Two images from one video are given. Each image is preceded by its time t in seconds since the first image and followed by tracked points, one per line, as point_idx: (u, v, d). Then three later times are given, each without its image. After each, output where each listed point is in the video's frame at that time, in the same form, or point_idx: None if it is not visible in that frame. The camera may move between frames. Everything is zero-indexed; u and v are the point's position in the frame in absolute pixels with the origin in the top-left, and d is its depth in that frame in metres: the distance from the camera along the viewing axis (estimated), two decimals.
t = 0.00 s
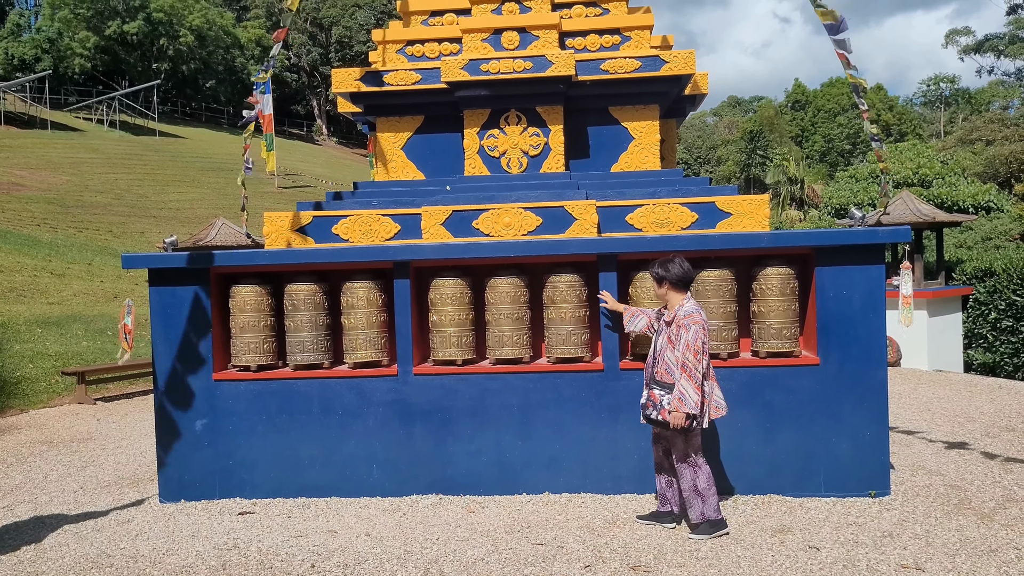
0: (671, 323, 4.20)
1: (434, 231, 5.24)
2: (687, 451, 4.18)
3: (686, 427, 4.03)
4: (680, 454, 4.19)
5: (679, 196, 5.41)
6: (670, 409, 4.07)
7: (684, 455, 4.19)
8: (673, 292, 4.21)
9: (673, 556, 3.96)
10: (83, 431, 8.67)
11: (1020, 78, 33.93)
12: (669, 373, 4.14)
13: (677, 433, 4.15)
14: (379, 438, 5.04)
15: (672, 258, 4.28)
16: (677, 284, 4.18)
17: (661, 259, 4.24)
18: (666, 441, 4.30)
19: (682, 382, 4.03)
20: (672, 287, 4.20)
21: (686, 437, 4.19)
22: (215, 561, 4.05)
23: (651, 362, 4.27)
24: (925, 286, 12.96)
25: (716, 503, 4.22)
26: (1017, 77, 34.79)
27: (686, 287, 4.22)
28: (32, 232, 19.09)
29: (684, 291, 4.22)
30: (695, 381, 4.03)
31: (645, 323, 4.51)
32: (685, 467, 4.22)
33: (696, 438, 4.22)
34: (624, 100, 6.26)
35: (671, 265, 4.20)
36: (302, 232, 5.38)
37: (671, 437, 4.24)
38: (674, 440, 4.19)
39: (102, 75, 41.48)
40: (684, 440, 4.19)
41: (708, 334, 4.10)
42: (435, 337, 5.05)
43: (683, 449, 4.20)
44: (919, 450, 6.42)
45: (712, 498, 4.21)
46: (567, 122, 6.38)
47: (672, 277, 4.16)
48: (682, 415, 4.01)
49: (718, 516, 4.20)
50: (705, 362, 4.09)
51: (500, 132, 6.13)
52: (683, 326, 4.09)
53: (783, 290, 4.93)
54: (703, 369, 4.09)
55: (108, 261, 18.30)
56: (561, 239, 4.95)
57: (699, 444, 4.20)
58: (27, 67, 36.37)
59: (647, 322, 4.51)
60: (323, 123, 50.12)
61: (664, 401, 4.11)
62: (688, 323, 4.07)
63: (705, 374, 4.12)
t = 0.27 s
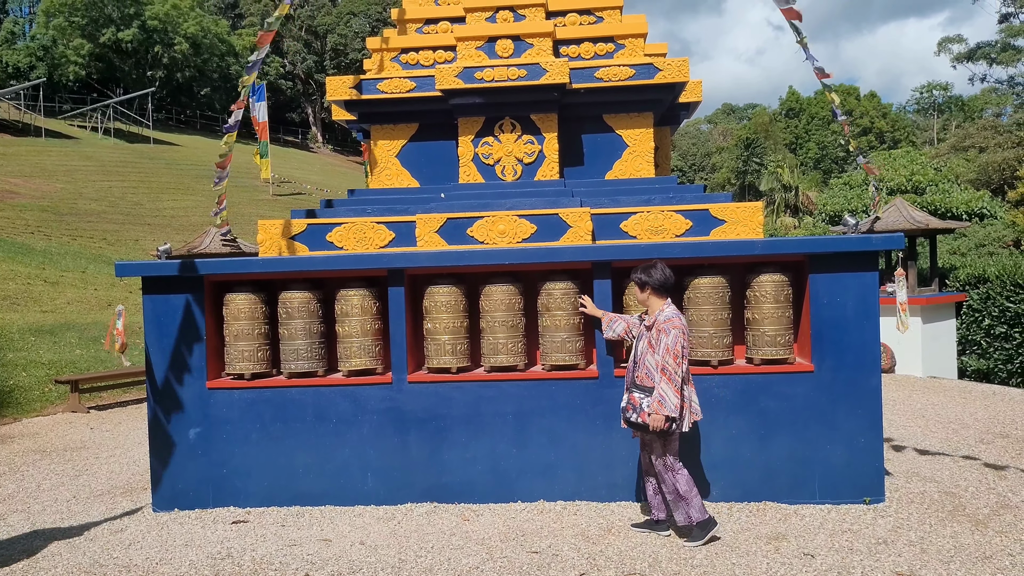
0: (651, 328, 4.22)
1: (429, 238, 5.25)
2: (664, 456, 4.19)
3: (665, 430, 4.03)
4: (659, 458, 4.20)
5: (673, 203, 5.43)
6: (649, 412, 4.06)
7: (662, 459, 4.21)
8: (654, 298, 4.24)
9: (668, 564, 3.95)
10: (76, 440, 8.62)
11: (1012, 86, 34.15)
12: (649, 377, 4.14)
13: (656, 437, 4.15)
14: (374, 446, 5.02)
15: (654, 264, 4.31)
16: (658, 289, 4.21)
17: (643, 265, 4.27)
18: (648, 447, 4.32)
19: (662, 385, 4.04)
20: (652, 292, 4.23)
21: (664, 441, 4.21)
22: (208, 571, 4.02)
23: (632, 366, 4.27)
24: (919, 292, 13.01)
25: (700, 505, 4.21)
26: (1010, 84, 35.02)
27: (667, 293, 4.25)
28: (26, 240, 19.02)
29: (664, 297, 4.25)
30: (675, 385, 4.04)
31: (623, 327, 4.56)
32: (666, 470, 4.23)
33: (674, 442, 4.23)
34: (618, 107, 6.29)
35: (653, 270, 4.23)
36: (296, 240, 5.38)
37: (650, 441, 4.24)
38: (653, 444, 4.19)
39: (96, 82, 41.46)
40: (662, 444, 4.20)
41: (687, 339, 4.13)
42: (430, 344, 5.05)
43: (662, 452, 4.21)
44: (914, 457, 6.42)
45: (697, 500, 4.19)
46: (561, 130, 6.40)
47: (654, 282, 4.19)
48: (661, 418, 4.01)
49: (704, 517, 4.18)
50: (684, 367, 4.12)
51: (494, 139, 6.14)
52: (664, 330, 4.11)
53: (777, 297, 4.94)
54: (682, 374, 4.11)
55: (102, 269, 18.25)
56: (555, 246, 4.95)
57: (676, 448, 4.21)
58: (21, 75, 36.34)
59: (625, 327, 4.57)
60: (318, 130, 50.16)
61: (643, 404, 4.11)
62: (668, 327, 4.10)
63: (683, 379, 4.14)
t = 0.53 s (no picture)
0: (643, 333, 4.23)
1: (430, 245, 5.26)
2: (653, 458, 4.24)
3: (656, 434, 4.07)
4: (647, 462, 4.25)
5: (673, 210, 5.44)
6: (641, 417, 4.10)
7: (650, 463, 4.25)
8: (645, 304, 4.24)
9: (670, 572, 3.94)
10: (77, 447, 8.61)
11: (1012, 92, 34.22)
12: (641, 383, 4.17)
13: (647, 441, 4.19)
14: (375, 453, 5.02)
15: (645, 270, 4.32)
16: (650, 295, 4.21)
17: (634, 271, 4.28)
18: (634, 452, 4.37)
19: (654, 391, 4.06)
20: (644, 298, 4.24)
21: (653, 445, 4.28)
22: None
23: (624, 371, 4.30)
24: (920, 299, 13.00)
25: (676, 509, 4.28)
26: (1010, 90, 35.08)
27: (659, 298, 4.26)
28: (27, 247, 19.05)
29: (656, 303, 4.26)
30: (667, 390, 4.06)
31: (615, 337, 4.62)
32: (650, 474, 4.27)
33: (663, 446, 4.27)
34: (618, 115, 6.31)
35: (645, 277, 4.24)
36: (298, 247, 5.41)
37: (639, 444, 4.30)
38: (643, 448, 4.24)
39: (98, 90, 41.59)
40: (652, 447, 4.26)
41: (679, 345, 4.14)
42: (431, 351, 5.06)
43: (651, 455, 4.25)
44: (915, 463, 6.42)
45: (673, 505, 4.27)
46: (562, 137, 6.42)
47: (646, 289, 4.20)
48: (652, 422, 4.04)
49: (680, 521, 4.25)
50: (676, 372, 4.13)
51: (495, 146, 6.17)
52: (655, 336, 4.12)
53: (778, 304, 4.94)
54: (674, 379, 4.12)
55: (103, 276, 18.27)
56: (556, 253, 4.97)
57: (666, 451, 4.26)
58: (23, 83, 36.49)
59: (618, 336, 4.63)
60: (319, 137, 50.29)
61: (635, 409, 4.15)
62: (659, 333, 4.11)
63: (675, 384, 4.15)
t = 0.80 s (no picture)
0: (639, 339, 4.23)
1: (434, 251, 5.27)
2: (651, 464, 4.23)
3: (654, 440, 4.06)
4: (642, 469, 4.24)
5: (678, 215, 5.45)
6: (638, 423, 4.09)
7: (643, 470, 4.24)
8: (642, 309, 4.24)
9: None
10: (82, 453, 8.63)
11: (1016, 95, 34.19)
12: (638, 389, 4.16)
13: (644, 447, 4.18)
14: (380, 459, 5.03)
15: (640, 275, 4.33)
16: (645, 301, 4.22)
17: (630, 277, 4.28)
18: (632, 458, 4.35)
19: (652, 396, 4.05)
20: (640, 304, 4.24)
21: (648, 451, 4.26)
22: None
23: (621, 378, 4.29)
24: (924, 303, 12.97)
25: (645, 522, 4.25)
26: (1013, 94, 35.04)
27: (654, 304, 4.26)
28: (32, 253, 19.13)
29: (652, 309, 4.27)
30: (664, 396, 4.06)
31: (613, 344, 4.59)
32: (641, 481, 4.26)
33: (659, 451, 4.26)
34: (622, 120, 6.32)
35: (639, 283, 4.24)
36: (302, 253, 5.42)
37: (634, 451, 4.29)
38: (639, 453, 4.23)
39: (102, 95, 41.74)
40: (649, 453, 4.25)
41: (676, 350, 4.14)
42: (435, 356, 5.06)
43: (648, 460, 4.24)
44: (920, 469, 6.40)
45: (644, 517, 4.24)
46: (565, 142, 6.44)
47: (642, 294, 4.20)
48: (650, 428, 4.03)
49: (641, 535, 4.23)
50: (673, 378, 4.12)
51: (499, 152, 6.18)
52: (650, 342, 4.12)
53: (782, 309, 4.94)
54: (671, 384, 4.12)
55: (108, 281, 18.34)
56: (560, 259, 4.97)
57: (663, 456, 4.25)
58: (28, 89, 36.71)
59: (616, 344, 4.60)
60: (322, 143, 50.41)
61: (632, 414, 4.14)
62: (655, 339, 4.11)
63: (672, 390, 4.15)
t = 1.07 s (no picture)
0: (633, 351, 4.25)
1: (438, 260, 5.29)
2: (641, 475, 4.22)
3: (641, 451, 4.04)
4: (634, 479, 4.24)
5: (681, 224, 5.45)
6: (626, 433, 4.09)
7: (636, 481, 4.23)
8: (635, 320, 4.27)
9: None
10: (87, 462, 8.64)
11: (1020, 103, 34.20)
12: (628, 400, 4.17)
13: (634, 459, 4.17)
14: (383, 468, 5.02)
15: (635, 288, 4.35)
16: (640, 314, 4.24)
17: (624, 287, 4.31)
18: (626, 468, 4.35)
19: (639, 408, 4.05)
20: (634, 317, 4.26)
21: (641, 463, 4.25)
22: None
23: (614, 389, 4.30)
24: (929, 312, 12.94)
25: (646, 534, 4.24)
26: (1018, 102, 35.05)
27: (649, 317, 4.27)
28: (37, 262, 19.23)
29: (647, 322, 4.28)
30: (652, 408, 4.04)
31: (612, 355, 4.57)
32: (634, 492, 4.25)
33: (652, 463, 4.25)
34: (625, 129, 6.34)
35: (635, 293, 4.25)
36: (306, 262, 5.45)
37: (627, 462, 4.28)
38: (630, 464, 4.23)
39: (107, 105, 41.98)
40: (640, 465, 4.23)
41: (668, 364, 4.13)
42: (439, 365, 5.07)
43: (639, 472, 4.24)
44: (925, 478, 6.37)
45: (644, 528, 4.24)
46: (569, 152, 6.45)
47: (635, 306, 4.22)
48: (636, 439, 4.03)
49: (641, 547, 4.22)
50: (664, 391, 4.11)
51: (503, 161, 6.20)
52: (643, 353, 4.14)
53: (787, 317, 4.93)
54: (661, 397, 4.11)
55: (112, 290, 18.41)
56: (564, 267, 4.98)
57: (655, 469, 4.23)
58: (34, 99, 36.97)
59: (614, 355, 4.58)
60: (326, 152, 50.60)
61: (620, 425, 4.13)
62: (647, 350, 4.12)
63: (663, 403, 4.14)
